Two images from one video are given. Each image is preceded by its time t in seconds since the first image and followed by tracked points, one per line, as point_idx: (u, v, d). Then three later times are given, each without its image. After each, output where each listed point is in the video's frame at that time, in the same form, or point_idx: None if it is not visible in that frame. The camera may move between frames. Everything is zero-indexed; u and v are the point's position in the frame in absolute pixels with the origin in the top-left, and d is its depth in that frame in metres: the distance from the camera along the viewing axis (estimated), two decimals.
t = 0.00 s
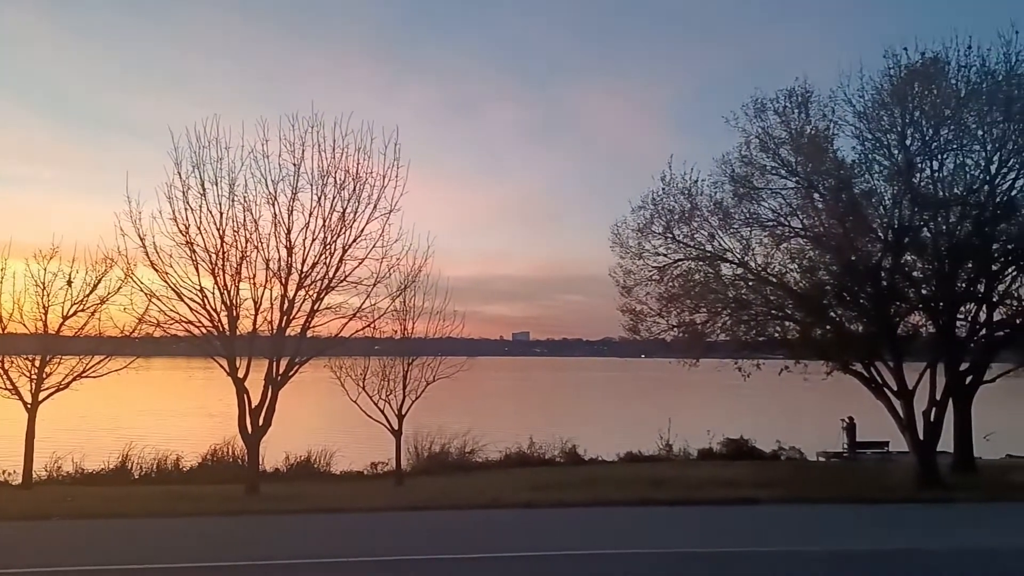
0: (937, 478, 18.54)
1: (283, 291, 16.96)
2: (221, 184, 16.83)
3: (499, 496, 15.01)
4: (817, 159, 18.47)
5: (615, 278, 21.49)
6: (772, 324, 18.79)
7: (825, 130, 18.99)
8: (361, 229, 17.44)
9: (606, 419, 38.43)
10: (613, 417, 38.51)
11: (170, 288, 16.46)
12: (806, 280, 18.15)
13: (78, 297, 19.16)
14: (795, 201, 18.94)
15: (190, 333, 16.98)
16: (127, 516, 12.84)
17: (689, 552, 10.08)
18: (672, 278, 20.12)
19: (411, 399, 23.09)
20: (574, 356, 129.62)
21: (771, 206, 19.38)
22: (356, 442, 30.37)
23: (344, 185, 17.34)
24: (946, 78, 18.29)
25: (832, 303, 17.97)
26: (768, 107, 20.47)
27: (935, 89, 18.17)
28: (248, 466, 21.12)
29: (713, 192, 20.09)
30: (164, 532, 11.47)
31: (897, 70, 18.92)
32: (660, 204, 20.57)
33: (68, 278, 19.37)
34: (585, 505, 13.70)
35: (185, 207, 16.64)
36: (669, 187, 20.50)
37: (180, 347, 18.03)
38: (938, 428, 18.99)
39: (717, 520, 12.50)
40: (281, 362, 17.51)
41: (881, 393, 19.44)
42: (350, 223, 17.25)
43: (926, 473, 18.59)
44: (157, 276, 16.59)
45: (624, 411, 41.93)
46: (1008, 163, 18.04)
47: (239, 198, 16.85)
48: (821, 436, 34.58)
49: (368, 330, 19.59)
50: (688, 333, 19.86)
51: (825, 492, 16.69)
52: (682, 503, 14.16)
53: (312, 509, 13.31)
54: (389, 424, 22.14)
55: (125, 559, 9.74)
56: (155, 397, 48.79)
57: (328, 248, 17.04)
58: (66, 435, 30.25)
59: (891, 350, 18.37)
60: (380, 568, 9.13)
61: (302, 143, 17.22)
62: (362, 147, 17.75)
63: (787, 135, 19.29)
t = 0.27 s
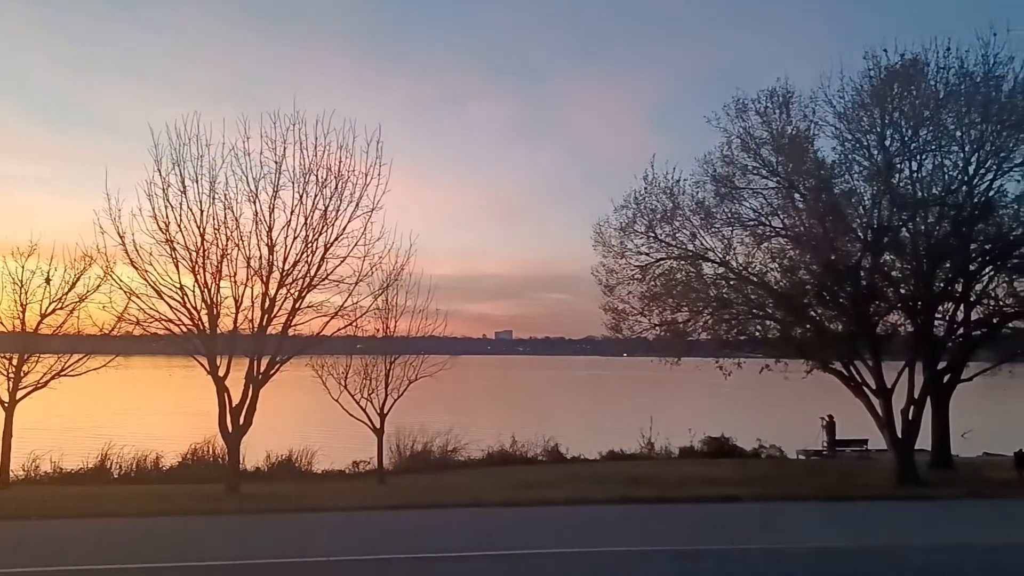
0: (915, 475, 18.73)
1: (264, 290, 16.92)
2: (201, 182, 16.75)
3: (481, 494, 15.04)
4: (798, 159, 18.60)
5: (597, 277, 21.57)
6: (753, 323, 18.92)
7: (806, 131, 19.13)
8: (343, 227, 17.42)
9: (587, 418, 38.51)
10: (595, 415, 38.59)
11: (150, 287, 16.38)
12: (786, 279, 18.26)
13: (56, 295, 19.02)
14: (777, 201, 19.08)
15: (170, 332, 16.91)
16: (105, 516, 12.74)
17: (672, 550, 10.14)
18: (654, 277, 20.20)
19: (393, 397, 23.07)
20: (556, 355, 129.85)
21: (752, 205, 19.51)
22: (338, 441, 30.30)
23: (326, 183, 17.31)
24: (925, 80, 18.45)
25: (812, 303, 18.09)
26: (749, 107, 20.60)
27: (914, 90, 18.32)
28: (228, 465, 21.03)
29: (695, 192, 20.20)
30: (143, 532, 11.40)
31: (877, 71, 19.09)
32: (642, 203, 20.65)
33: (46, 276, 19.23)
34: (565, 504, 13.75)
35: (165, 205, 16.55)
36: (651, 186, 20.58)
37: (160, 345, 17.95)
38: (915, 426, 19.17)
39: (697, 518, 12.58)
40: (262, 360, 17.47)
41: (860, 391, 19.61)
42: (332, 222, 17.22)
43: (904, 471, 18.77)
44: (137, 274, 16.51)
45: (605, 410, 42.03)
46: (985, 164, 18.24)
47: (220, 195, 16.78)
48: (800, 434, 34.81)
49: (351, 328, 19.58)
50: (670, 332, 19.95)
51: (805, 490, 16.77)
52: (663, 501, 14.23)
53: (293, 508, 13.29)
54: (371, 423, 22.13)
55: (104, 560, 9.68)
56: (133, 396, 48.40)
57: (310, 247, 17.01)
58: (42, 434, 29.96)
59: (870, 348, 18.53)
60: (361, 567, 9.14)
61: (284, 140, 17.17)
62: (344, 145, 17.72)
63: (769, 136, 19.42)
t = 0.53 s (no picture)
0: (895, 472, 18.90)
1: (247, 288, 16.88)
2: (184, 180, 16.70)
3: (464, 493, 15.08)
4: (781, 159, 18.72)
5: (581, 275, 21.64)
6: (736, 321, 19.03)
7: (789, 131, 19.25)
8: (326, 226, 17.39)
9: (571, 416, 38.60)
10: (578, 414, 38.67)
11: (131, 285, 16.31)
12: (769, 278, 18.36)
13: (36, 293, 18.89)
14: (759, 201, 19.20)
15: (152, 331, 16.84)
16: (84, 517, 12.66)
17: (655, 547, 10.20)
18: (638, 276, 20.28)
19: (377, 396, 23.07)
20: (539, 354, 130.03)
21: (735, 205, 19.62)
22: (321, 440, 30.24)
23: (309, 182, 17.28)
24: (906, 80, 18.60)
25: (794, 302, 18.17)
26: (732, 107, 20.71)
27: (895, 91, 18.46)
28: (211, 464, 20.96)
29: (678, 191, 20.28)
30: (124, 532, 11.35)
31: (858, 72, 19.25)
32: (626, 202, 20.71)
33: (26, 274, 19.11)
34: (550, 502, 13.79)
35: (147, 202, 16.47)
36: (635, 185, 20.66)
37: (141, 344, 17.87)
38: (896, 423, 19.32)
39: (679, 516, 12.65)
40: (245, 359, 17.44)
41: (842, 389, 19.76)
42: (315, 220, 17.20)
43: (884, 468, 18.93)
44: (118, 272, 16.43)
45: (589, 408, 42.13)
46: (965, 164, 18.41)
47: (202, 193, 16.73)
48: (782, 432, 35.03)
49: (334, 327, 19.58)
50: (653, 331, 20.03)
51: (786, 488, 16.91)
52: (646, 500, 14.30)
53: (275, 507, 13.28)
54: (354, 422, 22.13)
55: (85, 560, 9.65)
56: (114, 396, 47.98)
57: (293, 245, 16.98)
58: (22, 434, 29.73)
59: (851, 346, 18.67)
60: (343, 566, 9.14)
61: (266, 138, 17.13)
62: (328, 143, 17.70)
63: (751, 135, 19.53)
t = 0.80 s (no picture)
0: (878, 470, 19.03)
1: (231, 287, 16.84)
2: (168, 177, 16.63)
3: (448, 492, 15.09)
4: (766, 159, 18.82)
5: (567, 274, 21.68)
6: (721, 320, 19.12)
7: (774, 130, 19.35)
8: (311, 224, 17.36)
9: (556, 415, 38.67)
10: (564, 413, 38.74)
11: (114, 283, 16.24)
12: (754, 277, 18.43)
13: (18, 291, 18.78)
14: (744, 200, 19.30)
15: (136, 330, 16.78)
16: (67, 517, 12.61)
17: (640, 545, 10.25)
18: (624, 275, 20.34)
19: (363, 395, 23.06)
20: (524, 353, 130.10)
21: (720, 204, 19.70)
22: (307, 439, 30.20)
23: (294, 180, 17.25)
24: (889, 80, 18.74)
25: (779, 301, 18.24)
26: (718, 106, 20.81)
27: (879, 91, 18.58)
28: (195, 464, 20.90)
29: (664, 190, 20.36)
30: (107, 532, 11.31)
31: (842, 72, 19.37)
32: (612, 201, 20.76)
33: (8, 272, 18.99)
34: (535, 501, 13.84)
35: (130, 200, 16.40)
36: (621, 184, 20.71)
37: (125, 342, 17.80)
38: (879, 421, 19.45)
39: (664, 513, 12.72)
40: (229, 358, 17.40)
41: (825, 387, 19.88)
42: (300, 218, 17.18)
43: (867, 466, 19.06)
44: (101, 270, 16.35)
45: (575, 407, 42.22)
46: (947, 164, 18.55)
47: (186, 191, 16.67)
48: (767, 430, 35.21)
49: (319, 326, 19.55)
50: (639, 329, 20.10)
51: (770, 485, 17.00)
52: (631, 498, 14.35)
53: (259, 507, 13.26)
54: (339, 421, 22.12)
55: (68, 560, 9.61)
56: (96, 395, 47.70)
57: (278, 243, 16.95)
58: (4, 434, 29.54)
59: (835, 345, 18.78)
60: (327, 566, 9.15)
61: (251, 135, 17.09)
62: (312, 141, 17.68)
63: (736, 135, 19.63)
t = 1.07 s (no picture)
0: (864, 468, 19.13)
1: (219, 286, 16.81)
2: (155, 176, 16.60)
3: (436, 491, 15.11)
4: (753, 158, 18.90)
5: (555, 273, 21.71)
6: (709, 319, 19.20)
7: (761, 130, 19.43)
8: (299, 223, 17.35)
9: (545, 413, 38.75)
10: (553, 412, 38.78)
11: (101, 282, 16.20)
12: (741, 276, 18.48)
13: (4, 290, 18.71)
14: (732, 199, 19.39)
15: (122, 329, 16.74)
16: (52, 517, 12.57)
17: (627, 543, 10.30)
18: (612, 274, 20.39)
19: (351, 394, 23.04)
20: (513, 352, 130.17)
21: (708, 203, 19.78)
22: (294, 438, 30.17)
23: (282, 178, 17.24)
24: (875, 81, 18.84)
25: (766, 300, 18.30)
26: (705, 105, 20.88)
27: (865, 91, 18.68)
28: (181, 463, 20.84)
29: (652, 189, 20.42)
30: (93, 532, 11.29)
31: (829, 72, 19.47)
32: (600, 200, 20.80)
33: None
34: (522, 500, 13.87)
35: (117, 199, 16.37)
36: (609, 183, 20.76)
37: (111, 342, 17.75)
38: (865, 420, 19.55)
39: (651, 512, 12.76)
40: (216, 358, 17.36)
41: (812, 386, 19.97)
42: (288, 217, 17.17)
43: (854, 464, 19.16)
44: (87, 269, 16.31)
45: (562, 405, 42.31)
46: (933, 164, 18.66)
47: (173, 190, 16.64)
48: (754, 428, 35.37)
49: (307, 325, 19.52)
50: (627, 328, 20.15)
51: (757, 483, 17.07)
52: (618, 496, 14.41)
53: (246, 506, 13.25)
54: (327, 420, 22.10)
55: (54, 560, 9.60)
56: (83, 394, 47.52)
57: (266, 242, 16.94)
58: None
59: (822, 344, 18.87)
60: (313, 565, 9.15)
61: (238, 134, 17.07)
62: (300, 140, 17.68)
63: (724, 134, 19.70)
